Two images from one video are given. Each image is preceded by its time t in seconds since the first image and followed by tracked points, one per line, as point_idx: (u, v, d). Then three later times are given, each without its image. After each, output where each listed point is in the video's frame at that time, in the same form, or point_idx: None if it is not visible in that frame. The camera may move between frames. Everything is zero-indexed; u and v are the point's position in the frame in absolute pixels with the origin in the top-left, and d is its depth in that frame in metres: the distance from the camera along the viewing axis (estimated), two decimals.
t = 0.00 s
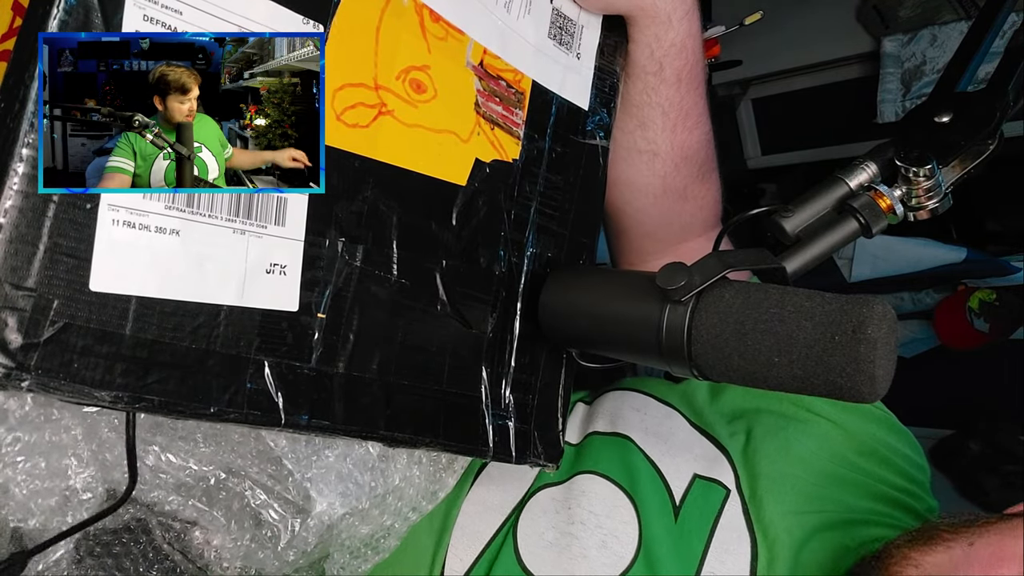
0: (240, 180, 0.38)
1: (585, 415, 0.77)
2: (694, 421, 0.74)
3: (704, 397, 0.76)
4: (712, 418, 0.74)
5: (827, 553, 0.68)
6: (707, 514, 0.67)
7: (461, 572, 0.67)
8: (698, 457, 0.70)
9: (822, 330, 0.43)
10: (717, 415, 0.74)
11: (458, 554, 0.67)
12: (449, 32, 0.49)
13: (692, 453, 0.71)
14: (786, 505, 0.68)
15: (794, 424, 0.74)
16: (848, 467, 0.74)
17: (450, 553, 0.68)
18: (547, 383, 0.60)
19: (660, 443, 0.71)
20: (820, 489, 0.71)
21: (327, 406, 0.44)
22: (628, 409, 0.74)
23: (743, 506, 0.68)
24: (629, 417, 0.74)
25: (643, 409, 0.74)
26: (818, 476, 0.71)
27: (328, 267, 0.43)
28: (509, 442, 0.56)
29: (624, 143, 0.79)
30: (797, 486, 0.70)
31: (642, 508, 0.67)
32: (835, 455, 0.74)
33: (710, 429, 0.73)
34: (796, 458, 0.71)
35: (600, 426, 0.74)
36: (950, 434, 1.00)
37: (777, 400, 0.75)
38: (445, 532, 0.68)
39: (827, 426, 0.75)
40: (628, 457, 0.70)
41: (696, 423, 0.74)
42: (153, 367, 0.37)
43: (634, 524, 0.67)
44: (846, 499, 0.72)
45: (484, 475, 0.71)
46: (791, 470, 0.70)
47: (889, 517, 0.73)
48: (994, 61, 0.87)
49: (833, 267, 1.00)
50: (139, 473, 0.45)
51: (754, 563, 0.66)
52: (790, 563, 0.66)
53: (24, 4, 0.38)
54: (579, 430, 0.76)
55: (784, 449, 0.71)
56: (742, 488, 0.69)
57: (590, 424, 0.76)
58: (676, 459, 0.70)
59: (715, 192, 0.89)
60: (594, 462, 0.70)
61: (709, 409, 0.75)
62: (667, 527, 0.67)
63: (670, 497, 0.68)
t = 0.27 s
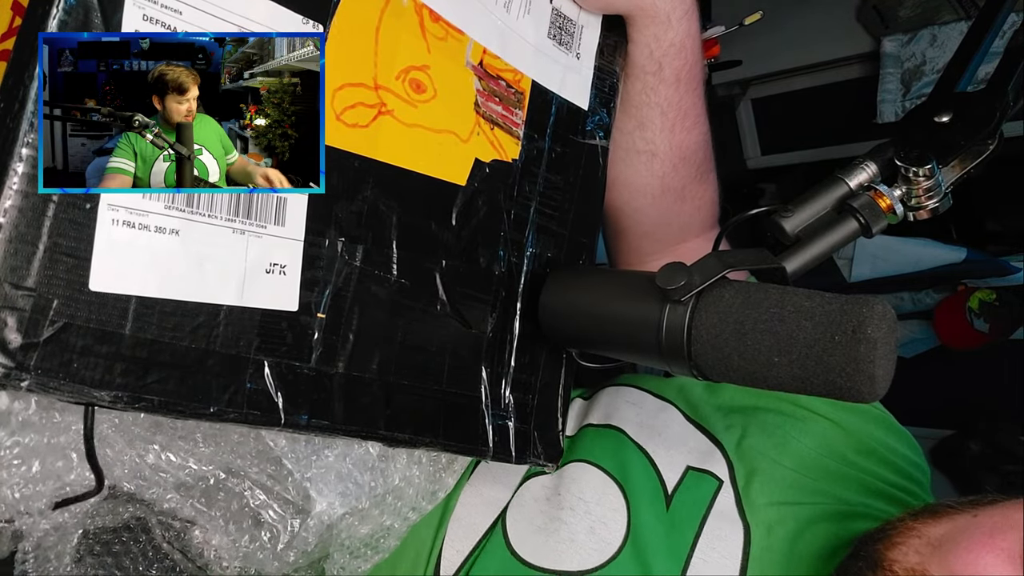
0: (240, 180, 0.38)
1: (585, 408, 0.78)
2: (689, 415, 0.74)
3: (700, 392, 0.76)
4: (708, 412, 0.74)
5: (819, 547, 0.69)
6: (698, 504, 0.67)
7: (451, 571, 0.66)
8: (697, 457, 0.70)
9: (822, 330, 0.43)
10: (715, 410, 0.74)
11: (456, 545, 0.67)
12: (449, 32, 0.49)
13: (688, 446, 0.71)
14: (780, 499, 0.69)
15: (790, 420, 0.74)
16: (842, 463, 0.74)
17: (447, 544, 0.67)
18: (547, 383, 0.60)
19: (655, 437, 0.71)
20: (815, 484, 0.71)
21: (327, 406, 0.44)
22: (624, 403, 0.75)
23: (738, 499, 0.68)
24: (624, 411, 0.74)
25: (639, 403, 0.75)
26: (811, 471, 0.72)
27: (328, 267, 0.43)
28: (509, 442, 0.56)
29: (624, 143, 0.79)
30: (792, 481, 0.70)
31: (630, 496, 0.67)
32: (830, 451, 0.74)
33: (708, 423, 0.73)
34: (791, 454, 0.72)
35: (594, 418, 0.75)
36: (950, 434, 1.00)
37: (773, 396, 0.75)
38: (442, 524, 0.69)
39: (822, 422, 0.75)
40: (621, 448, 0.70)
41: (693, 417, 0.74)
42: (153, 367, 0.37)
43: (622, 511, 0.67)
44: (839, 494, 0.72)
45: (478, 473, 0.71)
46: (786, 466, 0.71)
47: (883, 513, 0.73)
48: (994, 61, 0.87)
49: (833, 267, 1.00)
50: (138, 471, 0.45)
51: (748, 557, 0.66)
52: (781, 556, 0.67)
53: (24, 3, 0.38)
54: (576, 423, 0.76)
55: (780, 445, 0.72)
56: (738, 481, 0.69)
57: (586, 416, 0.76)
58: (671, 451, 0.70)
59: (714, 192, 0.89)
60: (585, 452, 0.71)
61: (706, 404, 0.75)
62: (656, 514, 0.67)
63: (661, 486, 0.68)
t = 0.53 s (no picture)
0: (240, 180, 0.38)
1: (586, 403, 0.78)
2: (689, 412, 0.74)
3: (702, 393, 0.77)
4: (710, 412, 0.74)
5: (819, 550, 0.69)
6: (694, 498, 0.68)
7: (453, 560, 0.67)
8: (696, 455, 0.70)
9: (822, 330, 0.43)
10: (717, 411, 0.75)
11: (458, 539, 0.68)
12: (449, 32, 0.49)
13: (687, 443, 0.71)
14: (778, 499, 0.69)
15: (791, 423, 0.74)
16: (843, 466, 0.74)
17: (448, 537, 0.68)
18: (546, 384, 0.60)
19: (653, 433, 0.71)
20: (815, 486, 0.72)
21: (327, 406, 0.44)
22: (623, 400, 0.75)
23: (737, 497, 0.68)
24: (624, 407, 0.74)
25: (640, 400, 0.75)
26: (812, 474, 0.72)
27: (328, 267, 0.44)
28: (509, 442, 0.56)
29: (624, 144, 0.79)
30: (791, 482, 0.71)
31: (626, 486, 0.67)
32: (832, 455, 0.74)
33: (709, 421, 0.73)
34: (791, 456, 0.72)
35: (593, 411, 0.75)
36: (950, 434, 1.00)
37: (775, 399, 0.76)
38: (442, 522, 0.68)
39: (824, 426, 0.75)
40: (619, 441, 0.71)
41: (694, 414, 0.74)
42: (153, 366, 0.37)
43: (618, 501, 0.67)
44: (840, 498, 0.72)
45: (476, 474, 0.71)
46: (786, 467, 0.71)
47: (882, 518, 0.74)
48: (994, 61, 0.87)
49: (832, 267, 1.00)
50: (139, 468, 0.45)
51: (747, 556, 0.66)
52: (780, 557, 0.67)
53: (24, 4, 0.38)
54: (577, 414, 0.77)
55: (780, 448, 0.72)
56: (737, 479, 0.69)
57: (586, 409, 0.77)
58: (669, 447, 0.70)
59: (715, 191, 0.89)
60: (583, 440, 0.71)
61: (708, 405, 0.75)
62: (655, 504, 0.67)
63: (662, 480, 0.68)
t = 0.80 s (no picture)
0: (241, 180, 0.38)
1: (585, 402, 0.78)
2: (688, 412, 0.74)
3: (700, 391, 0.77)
4: (708, 411, 0.74)
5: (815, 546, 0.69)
6: (692, 497, 0.67)
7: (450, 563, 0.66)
8: (695, 454, 0.70)
9: (822, 330, 0.43)
10: (715, 410, 0.74)
11: (454, 538, 0.67)
12: (449, 32, 0.49)
13: (684, 442, 0.71)
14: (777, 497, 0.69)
15: (790, 420, 0.74)
16: (842, 463, 0.74)
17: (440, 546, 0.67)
18: (546, 384, 0.60)
19: (650, 432, 0.71)
20: (813, 483, 0.72)
21: (327, 406, 0.44)
22: (622, 399, 0.75)
23: (736, 496, 0.68)
24: (622, 406, 0.74)
25: (638, 399, 0.75)
26: (811, 471, 0.72)
27: (328, 267, 0.43)
28: (509, 442, 0.56)
29: (624, 143, 0.79)
30: (790, 480, 0.71)
31: (625, 487, 0.67)
32: (830, 452, 0.74)
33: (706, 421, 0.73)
34: (790, 454, 0.72)
35: (592, 412, 0.75)
36: (950, 434, 0.99)
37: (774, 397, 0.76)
38: (439, 518, 0.68)
39: (823, 423, 0.75)
40: (617, 441, 0.70)
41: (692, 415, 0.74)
42: (153, 367, 0.37)
43: (617, 502, 0.67)
44: (838, 495, 0.72)
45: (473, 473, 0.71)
46: (785, 465, 0.71)
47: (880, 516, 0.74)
48: (994, 61, 0.87)
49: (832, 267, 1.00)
50: (139, 471, 0.46)
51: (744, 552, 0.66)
52: (776, 553, 0.67)
53: (24, 3, 0.38)
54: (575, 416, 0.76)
55: (779, 445, 0.72)
56: (736, 478, 0.69)
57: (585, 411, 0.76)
58: (667, 446, 0.70)
59: (714, 191, 0.89)
60: (580, 444, 0.71)
61: (706, 403, 0.75)
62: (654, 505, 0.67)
63: (660, 480, 0.68)
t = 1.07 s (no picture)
0: (241, 180, 0.38)
1: (583, 413, 0.77)
2: (688, 421, 0.74)
3: (698, 396, 0.76)
4: (707, 417, 0.74)
5: (817, 551, 0.69)
6: (699, 515, 0.68)
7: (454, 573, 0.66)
8: (697, 465, 0.70)
9: (822, 330, 0.43)
10: (714, 416, 0.74)
11: (452, 558, 0.66)
12: (448, 32, 0.49)
13: (686, 453, 0.71)
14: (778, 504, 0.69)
15: (789, 424, 0.74)
16: (841, 466, 0.74)
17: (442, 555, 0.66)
18: (546, 384, 0.60)
19: (652, 442, 0.71)
20: (813, 489, 0.72)
21: (327, 406, 0.44)
22: (622, 408, 0.74)
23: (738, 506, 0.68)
24: (623, 417, 0.73)
25: (637, 408, 0.74)
26: (810, 475, 0.72)
27: (328, 267, 0.43)
28: (509, 442, 0.56)
29: (623, 143, 0.79)
30: (790, 486, 0.71)
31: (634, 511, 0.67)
32: (829, 454, 0.74)
33: (706, 428, 0.73)
34: (791, 459, 0.72)
35: (592, 428, 0.74)
36: (949, 434, 0.99)
37: (772, 399, 0.75)
38: (436, 536, 0.67)
39: (821, 424, 0.75)
40: (621, 458, 0.70)
41: (691, 423, 0.74)
42: (153, 367, 0.37)
43: (627, 525, 0.67)
44: (837, 499, 0.73)
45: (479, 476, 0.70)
46: (784, 471, 0.71)
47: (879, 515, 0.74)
48: (994, 61, 0.87)
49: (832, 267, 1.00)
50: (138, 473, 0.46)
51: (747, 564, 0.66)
52: (778, 562, 0.68)
53: (23, 3, 0.38)
54: (575, 432, 0.76)
55: (779, 450, 0.72)
56: (737, 487, 0.69)
57: (585, 425, 0.75)
58: (668, 460, 0.70)
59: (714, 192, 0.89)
60: (586, 465, 0.70)
61: (705, 409, 0.75)
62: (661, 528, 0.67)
63: (664, 497, 0.68)
